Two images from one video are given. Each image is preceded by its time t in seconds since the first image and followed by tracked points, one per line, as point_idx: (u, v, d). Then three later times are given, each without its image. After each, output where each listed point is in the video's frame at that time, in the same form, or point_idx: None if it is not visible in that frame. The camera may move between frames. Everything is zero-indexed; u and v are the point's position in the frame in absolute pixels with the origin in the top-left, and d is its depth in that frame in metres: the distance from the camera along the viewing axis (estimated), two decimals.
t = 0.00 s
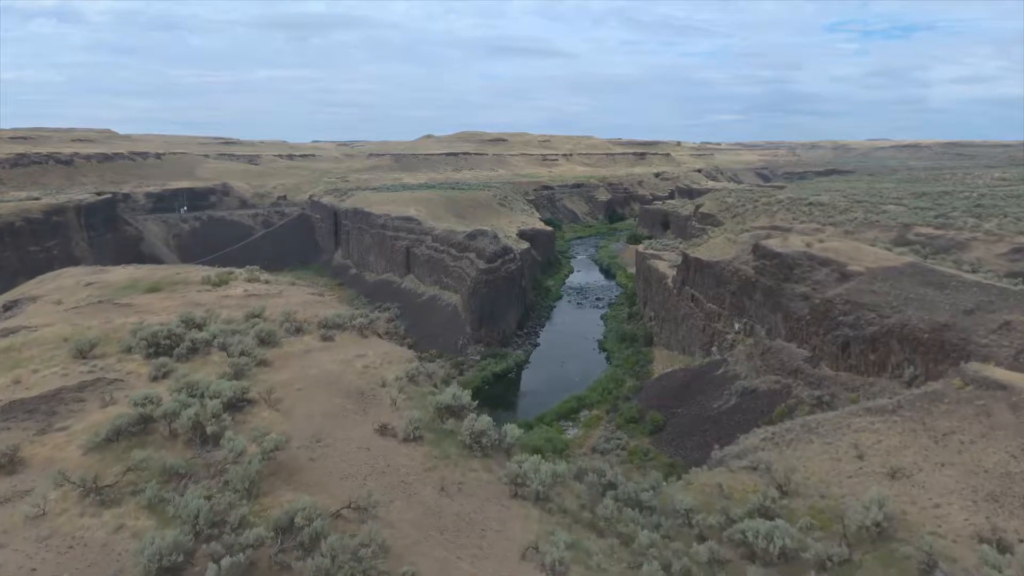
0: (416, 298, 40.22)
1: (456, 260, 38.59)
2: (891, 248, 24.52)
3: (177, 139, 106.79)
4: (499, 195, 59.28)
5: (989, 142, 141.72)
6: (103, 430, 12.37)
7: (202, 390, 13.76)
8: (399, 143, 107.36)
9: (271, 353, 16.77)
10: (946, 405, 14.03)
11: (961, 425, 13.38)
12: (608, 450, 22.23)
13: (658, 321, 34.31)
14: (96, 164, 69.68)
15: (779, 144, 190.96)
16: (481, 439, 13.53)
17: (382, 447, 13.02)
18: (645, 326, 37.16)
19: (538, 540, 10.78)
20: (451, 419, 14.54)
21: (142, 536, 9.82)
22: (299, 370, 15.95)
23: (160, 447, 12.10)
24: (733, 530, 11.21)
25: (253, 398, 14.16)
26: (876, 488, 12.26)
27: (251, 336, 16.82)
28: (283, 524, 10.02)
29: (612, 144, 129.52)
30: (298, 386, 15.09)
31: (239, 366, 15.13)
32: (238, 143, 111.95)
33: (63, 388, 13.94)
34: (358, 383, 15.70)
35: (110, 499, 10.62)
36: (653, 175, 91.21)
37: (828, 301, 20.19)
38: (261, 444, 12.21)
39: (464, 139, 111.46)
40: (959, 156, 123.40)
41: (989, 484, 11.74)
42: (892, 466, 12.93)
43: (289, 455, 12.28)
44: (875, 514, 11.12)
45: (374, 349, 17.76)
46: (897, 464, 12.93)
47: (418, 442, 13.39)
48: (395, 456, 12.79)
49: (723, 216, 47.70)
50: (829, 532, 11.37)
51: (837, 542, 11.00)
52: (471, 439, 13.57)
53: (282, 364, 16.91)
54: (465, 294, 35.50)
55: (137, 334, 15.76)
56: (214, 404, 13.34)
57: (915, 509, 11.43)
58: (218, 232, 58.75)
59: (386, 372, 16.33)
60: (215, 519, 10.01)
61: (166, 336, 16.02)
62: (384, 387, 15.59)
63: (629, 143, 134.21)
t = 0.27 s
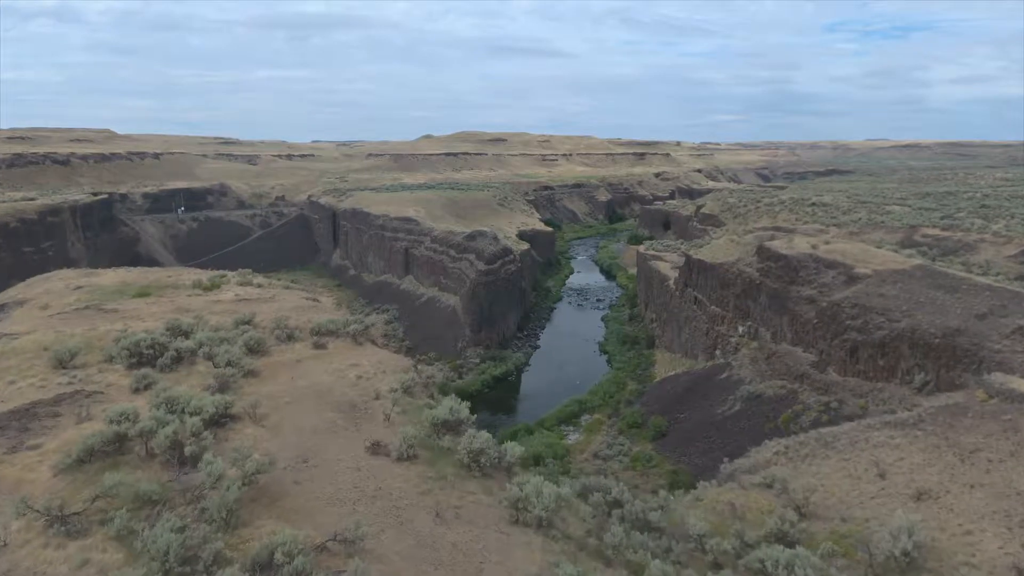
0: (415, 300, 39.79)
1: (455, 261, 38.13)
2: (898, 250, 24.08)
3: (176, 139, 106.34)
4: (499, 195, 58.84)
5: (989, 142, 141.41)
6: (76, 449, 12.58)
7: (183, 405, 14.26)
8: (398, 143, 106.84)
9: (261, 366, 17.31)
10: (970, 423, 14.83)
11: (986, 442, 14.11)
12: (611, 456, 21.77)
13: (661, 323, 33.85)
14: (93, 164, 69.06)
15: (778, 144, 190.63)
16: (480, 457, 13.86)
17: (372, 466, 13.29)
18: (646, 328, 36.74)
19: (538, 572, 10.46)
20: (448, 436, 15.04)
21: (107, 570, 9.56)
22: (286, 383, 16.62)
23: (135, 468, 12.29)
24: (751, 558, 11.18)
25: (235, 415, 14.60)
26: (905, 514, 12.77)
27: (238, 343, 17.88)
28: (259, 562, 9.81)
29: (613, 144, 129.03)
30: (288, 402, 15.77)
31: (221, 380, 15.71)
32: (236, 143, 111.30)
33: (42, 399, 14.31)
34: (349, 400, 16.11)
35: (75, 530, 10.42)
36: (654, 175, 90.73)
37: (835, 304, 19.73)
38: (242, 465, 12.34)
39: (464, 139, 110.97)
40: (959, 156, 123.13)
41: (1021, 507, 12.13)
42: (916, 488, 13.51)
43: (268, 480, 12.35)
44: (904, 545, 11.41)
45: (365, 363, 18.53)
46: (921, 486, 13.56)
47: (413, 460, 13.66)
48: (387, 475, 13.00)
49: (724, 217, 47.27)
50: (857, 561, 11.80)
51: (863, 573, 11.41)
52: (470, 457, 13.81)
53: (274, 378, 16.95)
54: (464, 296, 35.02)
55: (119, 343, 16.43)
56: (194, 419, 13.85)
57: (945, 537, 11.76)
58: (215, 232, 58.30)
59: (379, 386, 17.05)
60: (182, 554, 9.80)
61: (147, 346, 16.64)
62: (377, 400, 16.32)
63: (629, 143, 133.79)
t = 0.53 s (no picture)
0: (413, 301, 39.37)
1: (454, 262, 37.72)
2: (905, 252, 23.62)
3: (175, 138, 105.93)
4: (498, 196, 58.41)
5: (989, 142, 141.13)
6: (47, 472, 12.37)
7: (162, 421, 14.10)
8: (398, 143, 106.45)
9: (250, 379, 17.03)
10: (997, 438, 14.19)
11: (1015, 460, 13.42)
12: (613, 462, 21.27)
13: (662, 325, 33.39)
14: (89, 164, 68.52)
15: (778, 145, 190.24)
16: (479, 478, 13.42)
17: (361, 489, 13.07)
18: (647, 330, 36.30)
19: None
20: (444, 452, 14.67)
21: None
22: (270, 396, 16.41)
23: (107, 493, 12.07)
24: None
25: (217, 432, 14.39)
26: (934, 541, 12.00)
27: (221, 354, 17.59)
28: None
29: (613, 143, 128.61)
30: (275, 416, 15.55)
31: (203, 394, 15.55)
32: (234, 143, 110.72)
33: (18, 414, 14.21)
34: (341, 414, 15.90)
35: (37, 565, 10.23)
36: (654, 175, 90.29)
37: (843, 307, 19.28)
38: (219, 489, 12.07)
39: (463, 139, 110.60)
40: (959, 156, 122.78)
41: None
42: (943, 511, 12.80)
43: (246, 508, 12.07)
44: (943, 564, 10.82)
45: (357, 372, 18.33)
46: (949, 510, 12.80)
47: (406, 481, 13.40)
48: (377, 500, 12.72)
49: (726, 217, 46.84)
50: None
51: None
52: (469, 481, 13.37)
53: (265, 391, 16.60)
54: (463, 298, 34.59)
55: (99, 354, 16.47)
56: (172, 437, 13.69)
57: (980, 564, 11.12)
58: (212, 233, 57.89)
59: (371, 400, 16.80)
60: None
61: (129, 358, 16.58)
62: (369, 415, 16.08)
63: (629, 143, 133.38)
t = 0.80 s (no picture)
0: (412, 303, 38.90)
1: (453, 264, 37.28)
2: (912, 254, 23.16)
3: (172, 138, 105.36)
4: (497, 196, 57.94)
5: (989, 142, 140.96)
6: (11, 494, 11.94)
7: (137, 440, 13.69)
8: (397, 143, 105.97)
9: (233, 395, 16.68)
10: None
11: None
12: (615, 469, 20.75)
13: (664, 328, 32.93)
14: (86, 164, 67.97)
15: (777, 144, 189.84)
16: (477, 502, 12.92)
17: (348, 515, 12.66)
18: (649, 332, 35.83)
19: None
20: (440, 473, 14.31)
21: None
22: (254, 413, 16.10)
23: (74, 520, 11.65)
24: None
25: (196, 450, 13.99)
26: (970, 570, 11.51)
27: (203, 368, 17.22)
28: None
29: (612, 143, 128.15)
30: (259, 433, 15.24)
31: (184, 409, 15.23)
32: (233, 143, 110.15)
33: None
34: (327, 433, 15.55)
35: None
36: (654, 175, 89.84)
37: (851, 310, 18.84)
38: (196, 518, 11.65)
39: (462, 138, 110.15)
40: (959, 155, 122.42)
41: None
42: (978, 537, 12.23)
43: (225, 538, 11.60)
44: None
45: (347, 387, 18.08)
46: (981, 536, 12.25)
47: (397, 507, 12.98)
48: (367, 529, 12.25)
49: (727, 218, 46.42)
50: None
51: None
52: (466, 505, 12.86)
53: (252, 405, 16.28)
54: (462, 300, 34.13)
55: (77, 366, 16.19)
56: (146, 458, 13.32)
57: None
58: (209, 233, 57.38)
59: (360, 416, 16.47)
60: None
61: (108, 369, 16.25)
62: (359, 433, 15.80)
63: (629, 142, 132.91)
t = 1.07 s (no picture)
0: (410, 305, 38.39)
1: (452, 265, 36.80)
2: (921, 256, 22.68)
3: (171, 138, 105.01)
4: (497, 196, 57.41)
5: (988, 142, 140.78)
6: None
7: (110, 464, 10.93)
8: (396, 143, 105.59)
9: (224, 404, 13.75)
10: None
11: None
12: (617, 476, 20.24)
13: (666, 330, 32.45)
14: (83, 164, 67.52)
15: (775, 145, 189.59)
16: (476, 533, 10.22)
17: (334, 549, 9.88)
18: (650, 334, 35.36)
19: None
20: (437, 496, 11.36)
21: None
22: (248, 429, 12.88)
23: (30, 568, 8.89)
24: None
25: (174, 473, 11.13)
26: None
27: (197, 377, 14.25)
28: None
29: (612, 143, 127.81)
30: (242, 453, 12.03)
31: (162, 425, 12.30)
32: (231, 143, 109.80)
33: None
34: (318, 448, 12.40)
35: None
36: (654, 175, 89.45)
37: (859, 314, 18.37)
38: (162, 560, 9.03)
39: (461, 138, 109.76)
40: (959, 155, 122.25)
41: None
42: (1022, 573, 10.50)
43: None
44: None
45: (343, 396, 14.44)
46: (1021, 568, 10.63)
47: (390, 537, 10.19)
48: (355, 564, 9.56)
49: (729, 218, 45.92)
50: None
51: None
52: (464, 533, 10.19)
53: (240, 419, 13.11)
54: (462, 302, 33.64)
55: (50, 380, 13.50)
56: (117, 484, 10.60)
57: None
58: (207, 234, 56.88)
59: (355, 430, 13.12)
60: None
61: (84, 380, 13.65)
62: (351, 450, 12.45)
63: (628, 142, 132.59)
